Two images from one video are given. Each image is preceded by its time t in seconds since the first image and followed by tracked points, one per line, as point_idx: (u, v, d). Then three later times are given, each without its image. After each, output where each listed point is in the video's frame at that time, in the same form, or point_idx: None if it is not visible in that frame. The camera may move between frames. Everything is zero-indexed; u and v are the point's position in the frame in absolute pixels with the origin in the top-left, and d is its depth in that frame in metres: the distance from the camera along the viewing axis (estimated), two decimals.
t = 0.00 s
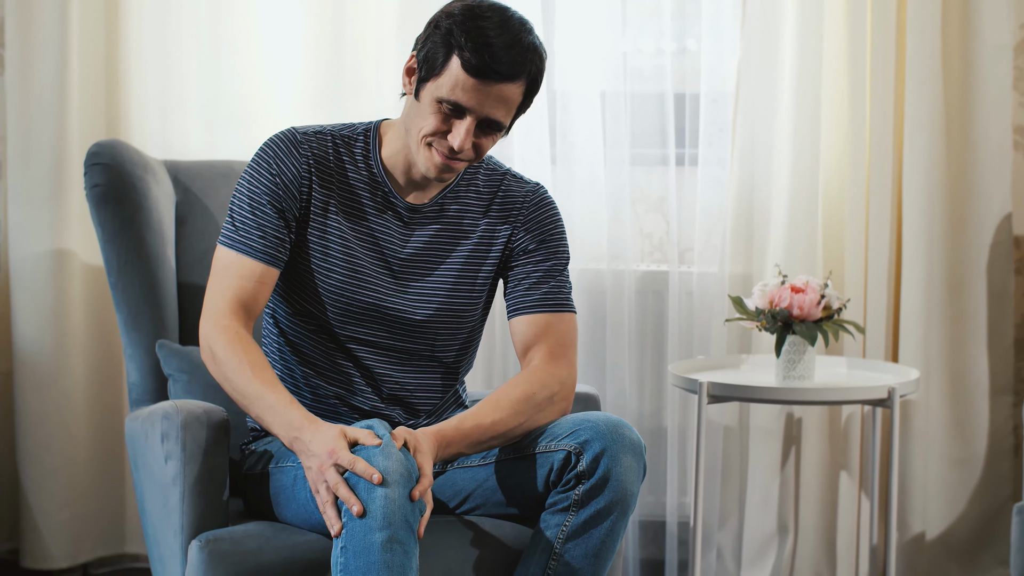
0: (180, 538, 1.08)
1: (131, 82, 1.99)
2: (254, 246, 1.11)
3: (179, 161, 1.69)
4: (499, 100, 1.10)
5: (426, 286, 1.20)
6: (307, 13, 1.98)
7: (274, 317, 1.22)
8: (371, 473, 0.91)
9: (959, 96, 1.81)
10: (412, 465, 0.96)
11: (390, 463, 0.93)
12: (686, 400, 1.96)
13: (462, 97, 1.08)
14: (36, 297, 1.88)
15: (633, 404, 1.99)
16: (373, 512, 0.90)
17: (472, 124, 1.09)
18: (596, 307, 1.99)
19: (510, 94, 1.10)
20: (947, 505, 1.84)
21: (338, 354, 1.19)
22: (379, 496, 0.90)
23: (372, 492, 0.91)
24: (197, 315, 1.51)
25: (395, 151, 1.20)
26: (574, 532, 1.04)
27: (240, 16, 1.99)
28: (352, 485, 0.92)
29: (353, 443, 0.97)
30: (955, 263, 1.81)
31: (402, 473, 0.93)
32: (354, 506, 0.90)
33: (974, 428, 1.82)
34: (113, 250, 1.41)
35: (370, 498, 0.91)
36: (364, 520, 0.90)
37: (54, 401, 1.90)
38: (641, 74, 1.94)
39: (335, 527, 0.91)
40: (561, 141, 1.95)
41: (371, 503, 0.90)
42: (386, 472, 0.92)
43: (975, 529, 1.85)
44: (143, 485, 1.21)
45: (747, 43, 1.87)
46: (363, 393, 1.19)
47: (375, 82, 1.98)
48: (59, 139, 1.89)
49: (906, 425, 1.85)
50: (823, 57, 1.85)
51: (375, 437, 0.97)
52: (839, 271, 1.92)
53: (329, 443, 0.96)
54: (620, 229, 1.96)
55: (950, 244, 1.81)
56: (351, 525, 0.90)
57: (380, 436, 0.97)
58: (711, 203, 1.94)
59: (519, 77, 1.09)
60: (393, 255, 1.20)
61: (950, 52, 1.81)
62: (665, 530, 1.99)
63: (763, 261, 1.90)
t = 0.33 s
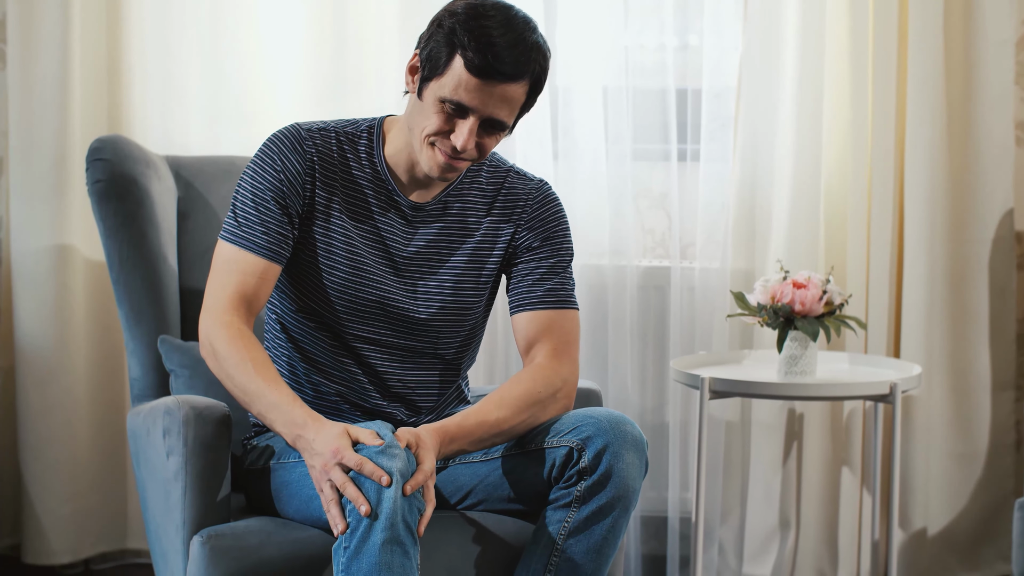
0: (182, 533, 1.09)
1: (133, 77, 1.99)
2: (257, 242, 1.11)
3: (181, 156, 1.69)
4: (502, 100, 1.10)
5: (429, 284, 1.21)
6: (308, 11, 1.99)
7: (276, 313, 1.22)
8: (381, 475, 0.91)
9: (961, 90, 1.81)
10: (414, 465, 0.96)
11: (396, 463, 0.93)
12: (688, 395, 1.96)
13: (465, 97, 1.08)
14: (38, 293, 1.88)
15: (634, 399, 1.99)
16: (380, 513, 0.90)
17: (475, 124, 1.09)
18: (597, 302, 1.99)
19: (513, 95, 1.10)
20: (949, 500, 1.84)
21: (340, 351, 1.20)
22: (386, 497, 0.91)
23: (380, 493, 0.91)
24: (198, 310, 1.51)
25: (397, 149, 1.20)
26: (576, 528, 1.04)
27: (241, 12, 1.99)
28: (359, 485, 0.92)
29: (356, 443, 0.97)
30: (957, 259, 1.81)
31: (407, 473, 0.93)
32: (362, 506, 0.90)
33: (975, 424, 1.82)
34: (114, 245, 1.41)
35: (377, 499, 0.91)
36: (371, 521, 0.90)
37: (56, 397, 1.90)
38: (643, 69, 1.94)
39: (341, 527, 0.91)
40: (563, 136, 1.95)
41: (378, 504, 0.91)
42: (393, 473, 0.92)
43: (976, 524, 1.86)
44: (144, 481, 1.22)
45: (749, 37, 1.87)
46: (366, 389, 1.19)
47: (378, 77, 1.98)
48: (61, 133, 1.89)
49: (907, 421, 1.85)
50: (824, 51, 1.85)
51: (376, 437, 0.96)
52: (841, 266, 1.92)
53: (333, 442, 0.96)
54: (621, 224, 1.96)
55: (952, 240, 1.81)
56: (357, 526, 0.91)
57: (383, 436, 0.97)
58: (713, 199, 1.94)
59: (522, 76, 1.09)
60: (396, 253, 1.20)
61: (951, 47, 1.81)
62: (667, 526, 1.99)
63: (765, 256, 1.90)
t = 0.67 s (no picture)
0: (183, 529, 1.09)
1: (134, 72, 1.99)
2: (258, 240, 1.11)
3: (182, 151, 1.69)
4: (504, 101, 1.09)
5: (431, 283, 1.21)
6: (310, 6, 1.99)
7: (278, 310, 1.22)
8: (385, 477, 0.92)
9: (962, 85, 1.80)
10: (416, 466, 0.97)
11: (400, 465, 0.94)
12: (689, 390, 1.96)
13: (466, 97, 1.08)
14: (39, 289, 1.89)
15: (635, 394, 1.99)
16: (384, 514, 0.91)
17: (477, 124, 1.09)
18: (598, 297, 2.00)
19: (515, 95, 1.10)
20: (950, 496, 1.85)
21: (342, 349, 1.20)
22: (391, 499, 0.91)
23: (384, 495, 0.92)
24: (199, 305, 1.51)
25: (399, 147, 1.20)
26: (577, 524, 1.04)
27: (243, 7, 1.99)
28: (362, 487, 0.93)
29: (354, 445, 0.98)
30: (958, 255, 1.81)
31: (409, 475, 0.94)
32: (366, 507, 0.91)
33: (975, 419, 1.83)
34: (115, 241, 1.42)
35: (381, 500, 0.91)
36: (375, 522, 0.91)
37: (57, 393, 1.90)
38: (645, 64, 1.93)
39: (344, 527, 0.91)
40: (565, 131, 1.95)
41: (383, 505, 0.91)
42: (397, 475, 0.93)
43: (978, 517, 1.86)
44: (145, 476, 1.22)
45: (751, 31, 1.86)
46: (368, 387, 1.19)
47: (379, 72, 1.98)
48: (62, 129, 1.89)
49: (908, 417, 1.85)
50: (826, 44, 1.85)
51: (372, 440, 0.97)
52: (843, 262, 1.92)
53: (334, 443, 0.97)
54: (623, 218, 1.96)
55: (953, 235, 1.81)
56: (360, 527, 0.91)
57: (380, 440, 0.97)
58: (715, 194, 1.94)
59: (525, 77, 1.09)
60: (398, 251, 1.20)
61: (953, 42, 1.80)
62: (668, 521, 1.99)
63: (766, 251, 1.90)
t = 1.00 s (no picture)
0: (183, 524, 1.09)
1: (134, 67, 1.99)
2: (257, 237, 1.11)
3: (182, 147, 1.69)
4: (503, 98, 1.09)
5: (432, 279, 1.21)
6: (311, 3, 1.98)
7: (279, 306, 1.22)
8: (383, 477, 0.92)
9: (964, 83, 1.80)
10: (416, 462, 0.97)
11: (398, 464, 0.93)
12: (690, 386, 1.96)
13: (465, 95, 1.08)
14: (40, 285, 1.89)
15: (636, 390, 1.99)
16: (383, 512, 0.91)
17: (476, 121, 1.09)
18: (598, 293, 2.00)
19: (514, 92, 1.10)
20: (950, 492, 1.85)
21: (343, 347, 1.19)
22: (390, 498, 0.91)
23: (382, 494, 0.92)
24: (200, 301, 1.51)
25: (399, 143, 1.20)
26: (578, 519, 1.04)
27: (243, 4, 1.99)
28: (361, 486, 0.93)
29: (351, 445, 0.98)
30: (959, 251, 1.81)
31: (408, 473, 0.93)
32: (365, 506, 0.91)
33: (976, 415, 1.83)
34: (116, 236, 1.42)
35: (380, 499, 0.91)
36: (374, 521, 0.91)
37: (57, 390, 1.90)
38: (646, 61, 1.93)
39: (345, 526, 0.91)
40: (565, 127, 1.95)
41: (382, 504, 0.91)
42: (395, 474, 0.93)
43: (978, 513, 1.87)
44: (145, 471, 1.22)
45: (752, 28, 1.86)
46: (368, 382, 1.20)
47: (380, 69, 1.98)
48: (63, 125, 1.89)
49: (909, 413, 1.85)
50: (827, 41, 1.84)
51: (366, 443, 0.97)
52: (843, 257, 1.92)
53: (330, 444, 0.97)
54: (623, 215, 1.96)
55: (954, 232, 1.80)
56: (360, 526, 0.91)
57: (373, 442, 0.97)
58: (715, 189, 1.93)
59: (524, 74, 1.09)
60: (398, 247, 1.20)
61: (954, 39, 1.80)
62: (668, 516, 1.99)
63: (766, 247, 1.90)
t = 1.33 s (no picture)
0: (183, 519, 1.09)
1: (134, 63, 1.98)
2: (256, 230, 1.11)
3: (182, 142, 1.69)
4: (503, 86, 1.09)
5: (431, 271, 1.21)
6: None
7: (278, 300, 1.22)
8: (375, 469, 0.92)
9: (964, 77, 1.80)
10: (416, 454, 0.97)
11: (394, 457, 0.93)
12: (690, 380, 1.97)
13: (465, 83, 1.08)
14: (40, 280, 1.89)
15: (637, 385, 1.99)
16: (379, 504, 0.90)
17: (476, 110, 1.09)
18: (599, 287, 2.00)
19: (513, 80, 1.10)
20: (950, 487, 1.85)
21: (343, 341, 1.20)
22: (384, 490, 0.91)
23: (377, 486, 0.91)
24: (200, 296, 1.51)
25: (398, 135, 1.20)
26: (579, 514, 1.05)
27: None
28: (356, 479, 0.93)
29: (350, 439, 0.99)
30: (960, 246, 1.81)
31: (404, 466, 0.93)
32: (359, 499, 0.91)
33: (976, 409, 1.83)
34: (116, 232, 1.42)
35: (375, 491, 0.91)
36: (370, 513, 0.90)
37: (57, 385, 1.90)
38: (646, 56, 1.93)
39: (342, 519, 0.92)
40: (566, 122, 1.94)
41: (376, 496, 0.91)
42: (390, 467, 0.92)
43: (977, 508, 1.87)
44: (145, 466, 1.22)
45: (752, 25, 1.86)
46: (367, 375, 1.20)
47: (380, 64, 1.98)
48: (63, 120, 1.89)
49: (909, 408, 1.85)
50: (827, 36, 1.84)
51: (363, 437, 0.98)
52: (844, 252, 1.92)
53: (328, 437, 0.97)
54: (624, 211, 1.96)
55: (954, 227, 1.80)
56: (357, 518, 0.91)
57: (370, 434, 0.98)
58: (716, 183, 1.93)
59: (523, 62, 1.09)
60: (398, 239, 1.20)
61: (955, 33, 1.80)
62: (668, 511, 1.99)
63: (767, 242, 1.90)
